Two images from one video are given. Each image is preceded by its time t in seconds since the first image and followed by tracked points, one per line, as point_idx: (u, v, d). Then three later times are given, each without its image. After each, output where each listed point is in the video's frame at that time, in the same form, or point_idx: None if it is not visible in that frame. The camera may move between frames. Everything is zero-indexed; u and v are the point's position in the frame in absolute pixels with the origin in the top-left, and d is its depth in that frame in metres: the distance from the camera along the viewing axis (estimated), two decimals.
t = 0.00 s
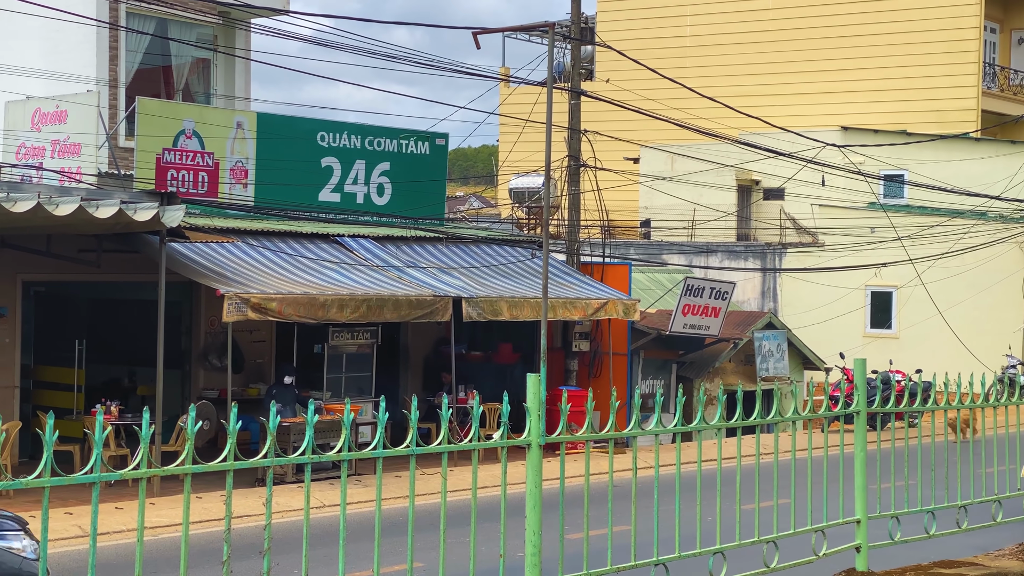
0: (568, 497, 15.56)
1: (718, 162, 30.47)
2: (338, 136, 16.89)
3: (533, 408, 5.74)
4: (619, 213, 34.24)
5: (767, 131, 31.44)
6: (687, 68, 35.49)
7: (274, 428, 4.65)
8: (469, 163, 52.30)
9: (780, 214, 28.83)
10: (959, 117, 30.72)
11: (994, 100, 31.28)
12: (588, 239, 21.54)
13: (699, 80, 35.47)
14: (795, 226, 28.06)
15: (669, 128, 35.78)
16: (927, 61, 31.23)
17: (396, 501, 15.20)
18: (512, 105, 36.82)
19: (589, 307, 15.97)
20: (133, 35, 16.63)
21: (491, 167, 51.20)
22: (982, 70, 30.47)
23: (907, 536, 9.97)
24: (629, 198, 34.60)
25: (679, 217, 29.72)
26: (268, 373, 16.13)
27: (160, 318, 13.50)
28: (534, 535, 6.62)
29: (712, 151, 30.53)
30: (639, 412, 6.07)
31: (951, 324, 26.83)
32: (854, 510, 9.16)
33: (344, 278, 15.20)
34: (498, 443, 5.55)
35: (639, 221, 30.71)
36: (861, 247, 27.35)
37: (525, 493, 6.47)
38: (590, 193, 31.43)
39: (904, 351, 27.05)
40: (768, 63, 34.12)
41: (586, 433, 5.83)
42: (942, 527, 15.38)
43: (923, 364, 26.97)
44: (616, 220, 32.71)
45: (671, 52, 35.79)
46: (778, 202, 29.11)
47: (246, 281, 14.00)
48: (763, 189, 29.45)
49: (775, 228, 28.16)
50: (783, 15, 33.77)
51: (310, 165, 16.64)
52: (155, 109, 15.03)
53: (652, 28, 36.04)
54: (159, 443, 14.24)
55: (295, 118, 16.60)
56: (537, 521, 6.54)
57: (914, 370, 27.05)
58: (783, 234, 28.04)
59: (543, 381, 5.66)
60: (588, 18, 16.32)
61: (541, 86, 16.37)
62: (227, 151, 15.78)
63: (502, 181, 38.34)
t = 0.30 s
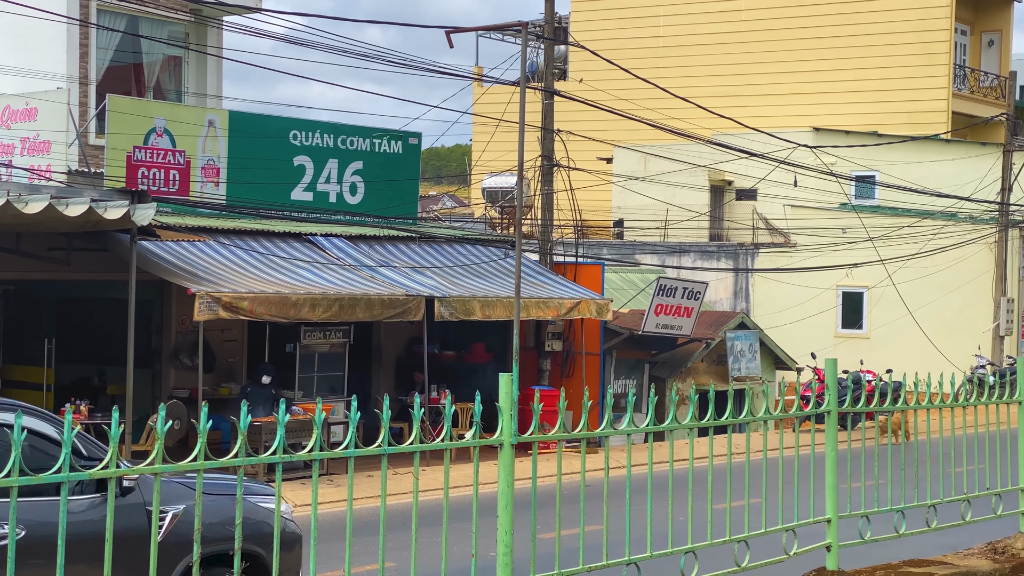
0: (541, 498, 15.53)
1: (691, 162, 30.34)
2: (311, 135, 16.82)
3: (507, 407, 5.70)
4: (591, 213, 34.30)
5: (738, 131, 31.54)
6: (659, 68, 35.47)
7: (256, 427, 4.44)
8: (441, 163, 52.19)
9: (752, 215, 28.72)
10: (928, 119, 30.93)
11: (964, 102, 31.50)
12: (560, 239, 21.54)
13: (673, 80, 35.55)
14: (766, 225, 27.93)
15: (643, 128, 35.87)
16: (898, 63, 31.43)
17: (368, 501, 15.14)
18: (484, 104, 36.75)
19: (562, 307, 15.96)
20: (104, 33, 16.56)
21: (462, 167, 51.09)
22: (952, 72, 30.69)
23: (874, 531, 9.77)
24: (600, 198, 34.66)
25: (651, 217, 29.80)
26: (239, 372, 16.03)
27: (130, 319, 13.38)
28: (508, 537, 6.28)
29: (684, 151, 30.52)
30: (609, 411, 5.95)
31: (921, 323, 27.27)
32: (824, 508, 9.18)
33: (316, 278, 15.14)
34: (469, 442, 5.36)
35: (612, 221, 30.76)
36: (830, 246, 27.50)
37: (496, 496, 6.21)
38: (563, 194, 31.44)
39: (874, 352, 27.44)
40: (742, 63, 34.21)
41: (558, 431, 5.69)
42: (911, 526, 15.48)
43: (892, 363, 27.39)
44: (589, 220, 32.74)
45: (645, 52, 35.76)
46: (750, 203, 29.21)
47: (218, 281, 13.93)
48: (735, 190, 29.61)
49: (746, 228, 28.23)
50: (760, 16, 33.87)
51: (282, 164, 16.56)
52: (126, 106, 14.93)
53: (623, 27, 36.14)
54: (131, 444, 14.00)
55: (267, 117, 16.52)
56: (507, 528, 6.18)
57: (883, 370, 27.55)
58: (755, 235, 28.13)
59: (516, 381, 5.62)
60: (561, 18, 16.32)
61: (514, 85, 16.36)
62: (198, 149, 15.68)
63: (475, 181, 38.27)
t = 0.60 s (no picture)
0: (512, 499, 15.50)
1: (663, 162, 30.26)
2: (282, 134, 16.76)
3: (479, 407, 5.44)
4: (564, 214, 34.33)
5: (710, 132, 31.69)
6: (631, 71, 35.43)
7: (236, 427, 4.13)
8: (414, 163, 52.21)
9: (724, 215, 28.75)
10: (899, 120, 31.14)
11: (933, 103, 31.76)
12: (532, 240, 21.56)
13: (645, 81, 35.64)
14: (739, 225, 27.97)
15: (616, 128, 35.99)
16: (869, 65, 31.66)
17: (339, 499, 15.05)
18: (455, 104, 36.77)
19: (533, 306, 15.96)
20: (74, 30, 16.46)
21: (435, 168, 51.10)
22: (921, 73, 30.95)
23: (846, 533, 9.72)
24: (573, 198, 34.70)
25: (624, 216, 29.98)
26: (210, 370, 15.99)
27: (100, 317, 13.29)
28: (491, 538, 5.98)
29: (656, 151, 30.40)
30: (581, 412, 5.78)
31: (891, 323, 27.54)
32: (794, 507, 9.10)
33: (287, 276, 15.09)
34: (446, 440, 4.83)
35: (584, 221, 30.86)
36: (800, 246, 27.48)
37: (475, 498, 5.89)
38: (535, 194, 31.43)
39: (845, 351, 27.83)
40: (715, 63, 34.35)
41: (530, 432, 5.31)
42: (880, 525, 15.54)
43: (864, 362, 27.75)
44: (562, 220, 32.76)
45: (618, 52, 35.74)
46: (722, 203, 29.32)
47: (189, 280, 13.86)
48: (707, 190, 29.55)
49: (718, 228, 28.37)
50: (737, 18, 33.97)
51: (253, 163, 16.50)
52: (95, 104, 14.84)
53: (595, 27, 36.25)
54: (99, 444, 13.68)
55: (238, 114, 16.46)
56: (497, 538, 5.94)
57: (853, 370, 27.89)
58: (727, 235, 28.25)
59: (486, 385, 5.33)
60: (533, 18, 16.31)
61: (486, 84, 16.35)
62: (168, 147, 15.60)
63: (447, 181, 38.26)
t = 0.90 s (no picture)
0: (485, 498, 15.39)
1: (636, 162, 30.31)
2: (253, 133, 16.63)
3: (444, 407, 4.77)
4: (535, 213, 34.35)
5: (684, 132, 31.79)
6: (599, 70, 35.81)
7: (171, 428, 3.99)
8: (387, 163, 52.10)
9: (696, 215, 28.97)
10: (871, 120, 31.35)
11: (906, 104, 31.97)
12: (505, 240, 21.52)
13: (616, 80, 35.86)
14: (710, 224, 28.38)
15: (588, 127, 36.08)
16: (842, 66, 31.81)
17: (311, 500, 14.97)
18: (428, 104, 36.73)
19: (506, 306, 15.95)
20: (43, 28, 16.35)
21: (406, 168, 51.00)
22: (893, 74, 31.14)
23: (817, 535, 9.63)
24: (545, 197, 34.71)
25: (597, 216, 29.95)
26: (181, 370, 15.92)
27: (69, 318, 13.21)
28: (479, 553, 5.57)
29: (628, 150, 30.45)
30: (557, 409, 5.33)
31: (861, 322, 27.53)
32: (764, 505, 8.98)
33: (259, 276, 15.03)
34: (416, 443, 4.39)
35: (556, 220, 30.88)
36: (772, 246, 27.75)
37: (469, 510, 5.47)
38: (507, 193, 31.42)
39: (817, 351, 27.82)
40: (687, 62, 34.56)
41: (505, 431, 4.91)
42: (849, 524, 15.56)
43: (835, 362, 27.75)
44: (534, 219, 32.76)
45: (584, 52, 36.25)
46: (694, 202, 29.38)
47: (160, 279, 13.77)
48: (679, 190, 29.59)
49: (691, 228, 28.55)
50: (713, 18, 34.10)
51: (225, 162, 16.37)
52: (64, 102, 14.74)
53: (566, 27, 36.53)
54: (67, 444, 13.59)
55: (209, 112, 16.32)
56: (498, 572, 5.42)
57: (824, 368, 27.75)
58: (699, 234, 28.51)
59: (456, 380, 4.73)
60: (506, 17, 16.30)
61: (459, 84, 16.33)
62: (138, 145, 15.50)
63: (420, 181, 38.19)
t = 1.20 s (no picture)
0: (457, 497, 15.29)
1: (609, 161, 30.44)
2: (225, 131, 16.56)
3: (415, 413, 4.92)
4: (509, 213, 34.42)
5: (657, 132, 31.89)
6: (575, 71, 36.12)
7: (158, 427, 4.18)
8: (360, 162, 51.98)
9: (669, 215, 29.19)
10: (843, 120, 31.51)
11: (878, 104, 32.16)
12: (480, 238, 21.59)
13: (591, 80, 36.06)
14: (684, 225, 28.57)
15: (561, 127, 36.17)
16: (815, 65, 32.01)
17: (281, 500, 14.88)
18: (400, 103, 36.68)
19: (479, 305, 15.95)
20: (13, 26, 16.24)
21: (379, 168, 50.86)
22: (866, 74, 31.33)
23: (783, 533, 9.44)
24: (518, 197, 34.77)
25: (570, 216, 30.15)
26: (152, 370, 15.85)
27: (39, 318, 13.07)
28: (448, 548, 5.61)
29: (602, 150, 30.63)
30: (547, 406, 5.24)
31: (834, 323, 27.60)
32: (735, 501, 8.40)
33: (231, 275, 14.96)
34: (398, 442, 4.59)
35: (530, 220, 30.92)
36: (747, 246, 28.05)
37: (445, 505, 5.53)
38: (480, 193, 31.48)
39: (788, 351, 27.94)
40: (661, 62, 34.78)
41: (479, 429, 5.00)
42: (820, 523, 15.56)
43: (807, 361, 27.91)
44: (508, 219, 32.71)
45: (557, 52, 36.51)
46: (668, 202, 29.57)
47: (132, 278, 13.69)
48: (653, 189, 29.80)
49: (664, 229, 28.72)
50: (692, 18, 34.19)
51: (196, 160, 16.32)
52: (34, 100, 14.63)
53: (536, 28, 36.93)
54: (36, 444, 13.42)
55: (181, 110, 16.24)
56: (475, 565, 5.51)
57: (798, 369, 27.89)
58: (672, 235, 28.68)
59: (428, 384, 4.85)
60: (480, 16, 16.29)
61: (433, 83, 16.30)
62: (110, 144, 15.41)
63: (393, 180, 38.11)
